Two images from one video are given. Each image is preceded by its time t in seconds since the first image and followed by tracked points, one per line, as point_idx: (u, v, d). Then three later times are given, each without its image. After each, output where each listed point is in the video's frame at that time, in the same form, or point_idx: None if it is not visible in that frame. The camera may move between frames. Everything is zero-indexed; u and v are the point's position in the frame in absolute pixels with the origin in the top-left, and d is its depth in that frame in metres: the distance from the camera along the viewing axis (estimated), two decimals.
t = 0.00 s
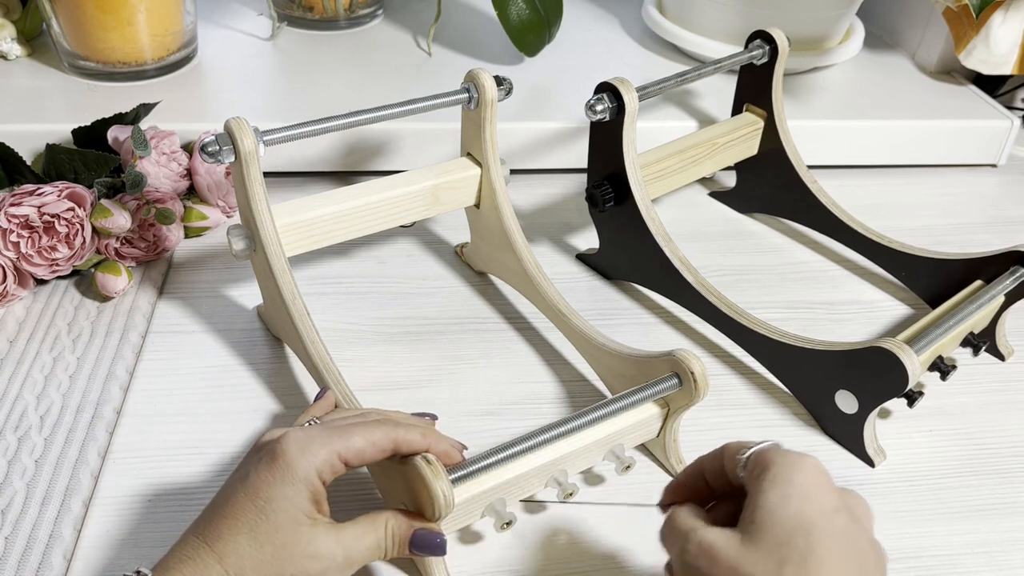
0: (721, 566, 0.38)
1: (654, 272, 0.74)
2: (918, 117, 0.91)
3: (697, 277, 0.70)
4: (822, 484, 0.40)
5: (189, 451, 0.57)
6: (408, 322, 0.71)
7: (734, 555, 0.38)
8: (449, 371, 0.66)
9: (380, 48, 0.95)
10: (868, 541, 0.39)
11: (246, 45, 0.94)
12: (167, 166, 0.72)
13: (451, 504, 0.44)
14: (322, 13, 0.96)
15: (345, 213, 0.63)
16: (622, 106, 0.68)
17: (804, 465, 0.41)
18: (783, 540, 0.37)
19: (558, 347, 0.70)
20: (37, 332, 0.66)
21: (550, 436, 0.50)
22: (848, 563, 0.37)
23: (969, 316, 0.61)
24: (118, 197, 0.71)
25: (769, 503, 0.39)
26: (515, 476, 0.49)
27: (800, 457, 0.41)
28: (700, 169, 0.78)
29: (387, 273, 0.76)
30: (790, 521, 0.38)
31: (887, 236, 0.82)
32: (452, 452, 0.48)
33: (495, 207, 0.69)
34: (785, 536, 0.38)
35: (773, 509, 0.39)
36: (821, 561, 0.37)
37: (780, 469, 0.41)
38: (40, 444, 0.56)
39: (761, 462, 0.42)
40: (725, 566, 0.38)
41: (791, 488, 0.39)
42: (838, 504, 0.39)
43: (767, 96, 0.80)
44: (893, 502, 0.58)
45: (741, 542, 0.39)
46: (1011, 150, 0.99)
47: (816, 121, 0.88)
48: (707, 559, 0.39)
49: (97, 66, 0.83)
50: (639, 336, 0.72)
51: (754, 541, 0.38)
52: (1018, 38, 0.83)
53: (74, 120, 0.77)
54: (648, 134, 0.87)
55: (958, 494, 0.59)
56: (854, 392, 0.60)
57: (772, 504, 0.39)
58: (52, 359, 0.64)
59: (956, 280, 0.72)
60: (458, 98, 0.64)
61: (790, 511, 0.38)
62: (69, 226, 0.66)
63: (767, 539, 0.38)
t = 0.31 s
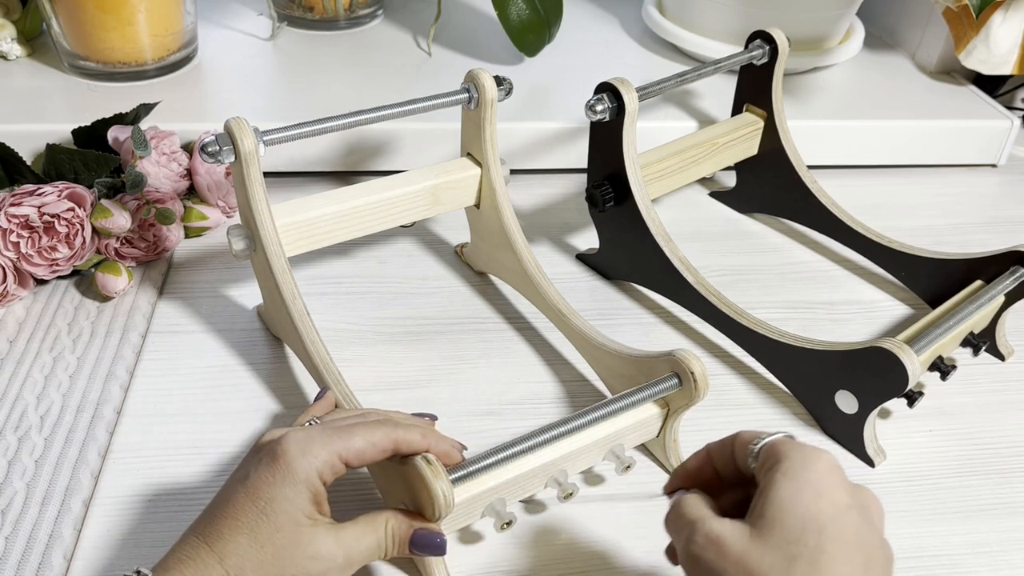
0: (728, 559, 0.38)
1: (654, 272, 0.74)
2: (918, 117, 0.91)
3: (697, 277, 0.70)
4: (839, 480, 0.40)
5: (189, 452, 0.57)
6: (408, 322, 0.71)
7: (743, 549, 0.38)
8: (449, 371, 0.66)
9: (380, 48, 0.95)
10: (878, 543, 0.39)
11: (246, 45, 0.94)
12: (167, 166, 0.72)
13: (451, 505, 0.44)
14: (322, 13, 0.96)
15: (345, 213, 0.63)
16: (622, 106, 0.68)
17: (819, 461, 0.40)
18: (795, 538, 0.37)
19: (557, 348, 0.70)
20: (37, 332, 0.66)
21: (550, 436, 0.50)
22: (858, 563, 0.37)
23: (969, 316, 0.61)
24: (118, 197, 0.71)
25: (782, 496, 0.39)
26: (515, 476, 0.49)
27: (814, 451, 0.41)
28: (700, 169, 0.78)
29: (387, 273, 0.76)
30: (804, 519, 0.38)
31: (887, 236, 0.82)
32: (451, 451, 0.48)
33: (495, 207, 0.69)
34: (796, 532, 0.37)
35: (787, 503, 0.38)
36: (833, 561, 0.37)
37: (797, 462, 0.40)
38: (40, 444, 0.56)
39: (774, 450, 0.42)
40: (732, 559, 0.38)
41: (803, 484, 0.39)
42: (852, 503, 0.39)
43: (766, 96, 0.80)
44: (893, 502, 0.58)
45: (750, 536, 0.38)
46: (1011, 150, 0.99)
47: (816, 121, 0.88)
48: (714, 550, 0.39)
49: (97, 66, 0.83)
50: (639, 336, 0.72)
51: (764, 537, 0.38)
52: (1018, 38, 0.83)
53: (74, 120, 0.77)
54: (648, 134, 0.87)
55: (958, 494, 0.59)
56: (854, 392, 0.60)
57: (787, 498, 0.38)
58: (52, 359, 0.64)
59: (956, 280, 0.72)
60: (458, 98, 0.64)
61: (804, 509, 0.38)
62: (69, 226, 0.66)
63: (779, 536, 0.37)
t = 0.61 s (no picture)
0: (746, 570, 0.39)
1: (654, 272, 0.74)
2: (918, 117, 0.91)
3: (697, 277, 0.70)
4: (861, 497, 0.40)
5: (189, 451, 0.57)
6: (408, 322, 0.71)
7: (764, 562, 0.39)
8: (449, 371, 0.66)
9: (380, 48, 0.95)
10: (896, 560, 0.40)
11: (246, 45, 0.94)
12: (167, 166, 0.72)
13: (451, 505, 0.44)
14: (322, 13, 0.96)
15: (345, 213, 0.63)
16: (622, 106, 0.68)
17: (843, 479, 0.41)
18: (815, 554, 0.38)
19: (557, 347, 0.70)
20: (37, 332, 0.66)
21: (550, 436, 0.50)
22: None
23: (969, 316, 0.61)
24: (118, 197, 0.71)
25: (805, 513, 0.39)
26: (515, 476, 0.49)
27: (838, 469, 0.41)
28: (700, 169, 0.78)
29: (387, 273, 0.76)
30: (823, 535, 0.38)
31: (887, 236, 0.82)
32: (451, 451, 0.48)
33: (495, 207, 0.69)
34: (816, 549, 0.38)
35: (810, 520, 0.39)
36: None
37: (820, 478, 0.41)
38: (40, 444, 0.56)
39: (797, 465, 0.42)
40: (750, 570, 0.39)
41: (826, 500, 0.40)
42: (872, 521, 0.40)
43: (766, 96, 0.80)
44: (893, 502, 0.58)
45: (770, 549, 0.39)
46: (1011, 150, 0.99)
47: (816, 121, 0.88)
48: (732, 561, 0.40)
49: (97, 66, 0.83)
50: (639, 336, 0.72)
51: (783, 551, 0.38)
52: (1018, 38, 0.83)
53: (74, 120, 0.77)
54: (648, 134, 0.87)
55: (958, 494, 0.59)
56: (854, 392, 0.60)
57: (809, 515, 0.39)
58: (52, 359, 0.64)
59: (956, 280, 0.72)
60: (458, 98, 0.64)
61: (826, 526, 0.39)
62: (69, 226, 0.66)
63: (797, 550, 0.38)
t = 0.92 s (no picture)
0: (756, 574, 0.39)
1: (654, 271, 0.74)
2: (918, 117, 0.91)
3: (697, 277, 0.70)
4: (874, 502, 0.40)
5: (189, 451, 0.57)
6: (408, 322, 0.71)
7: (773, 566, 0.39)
8: (449, 371, 0.66)
9: (380, 48, 0.95)
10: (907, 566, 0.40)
11: (246, 45, 0.94)
12: (167, 166, 0.72)
13: (451, 505, 0.44)
14: (322, 13, 0.96)
15: (345, 213, 0.63)
16: (622, 106, 0.68)
17: (855, 484, 0.41)
18: (825, 559, 0.38)
19: (557, 347, 0.70)
20: (37, 332, 0.66)
21: (550, 435, 0.50)
22: None
23: (969, 316, 0.61)
24: (118, 197, 0.71)
25: (816, 518, 0.39)
26: (515, 476, 0.49)
27: (852, 474, 0.41)
28: (700, 169, 0.78)
29: (387, 273, 0.76)
30: (834, 540, 0.38)
31: (887, 236, 0.82)
32: (451, 452, 0.48)
33: (495, 208, 0.69)
34: (828, 554, 0.38)
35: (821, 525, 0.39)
36: None
37: (834, 483, 0.41)
38: (40, 444, 0.56)
39: (810, 469, 0.42)
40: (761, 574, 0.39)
41: (836, 506, 0.40)
42: (884, 527, 0.40)
43: (766, 96, 0.80)
44: (893, 502, 0.58)
45: (780, 553, 0.39)
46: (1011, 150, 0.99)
47: (816, 121, 0.88)
48: (742, 565, 0.40)
49: (97, 66, 0.83)
50: (639, 336, 0.72)
51: (793, 555, 0.39)
52: (1018, 38, 0.83)
53: (74, 120, 0.77)
54: (648, 134, 0.87)
55: (959, 494, 0.59)
56: (854, 392, 0.60)
57: (820, 520, 0.39)
58: (52, 359, 0.64)
59: (956, 281, 0.72)
60: (458, 98, 0.64)
61: (837, 531, 0.39)
62: (69, 226, 0.66)
63: (808, 556, 0.38)
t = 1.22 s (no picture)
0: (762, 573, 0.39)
1: (654, 271, 0.74)
2: (917, 117, 0.91)
3: (697, 277, 0.70)
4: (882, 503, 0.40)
5: (189, 451, 0.57)
6: (408, 322, 0.71)
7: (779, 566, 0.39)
8: (449, 371, 0.66)
9: (380, 48, 0.95)
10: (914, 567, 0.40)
11: (246, 45, 0.94)
12: (167, 166, 0.72)
13: (451, 505, 0.44)
14: (322, 13, 0.96)
15: (344, 214, 0.63)
16: (622, 106, 0.68)
17: (864, 485, 0.40)
18: (832, 560, 0.38)
19: (557, 347, 0.70)
20: (37, 332, 0.66)
21: (550, 435, 0.50)
22: None
23: (969, 316, 0.61)
24: (118, 197, 0.71)
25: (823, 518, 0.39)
26: (515, 476, 0.49)
27: (860, 475, 0.41)
28: (700, 169, 0.78)
29: (388, 273, 0.76)
30: (841, 542, 0.38)
31: (887, 236, 0.82)
32: (450, 452, 0.48)
33: (495, 208, 0.69)
34: (834, 554, 0.38)
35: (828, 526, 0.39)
36: None
37: (841, 484, 0.41)
38: (40, 444, 0.56)
39: (818, 469, 0.42)
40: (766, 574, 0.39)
41: (844, 507, 0.40)
42: (892, 529, 0.40)
43: (766, 96, 0.80)
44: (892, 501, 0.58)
45: (786, 553, 0.39)
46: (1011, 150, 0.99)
47: (816, 121, 0.88)
48: (748, 565, 0.40)
49: (97, 66, 0.83)
50: (639, 336, 0.72)
51: (799, 556, 0.39)
52: (1018, 38, 0.83)
53: (74, 120, 0.77)
54: (648, 134, 0.87)
55: (959, 494, 0.59)
56: (854, 392, 0.60)
57: (828, 521, 0.39)
58: (52, 359, 0.64)
59: (955, 281, 0.72)
60: (458, 98, 0.64)
61: (844, 531, 0.39)
62: (69, 226, 0.66)
63: (814, 556, 0.38)
